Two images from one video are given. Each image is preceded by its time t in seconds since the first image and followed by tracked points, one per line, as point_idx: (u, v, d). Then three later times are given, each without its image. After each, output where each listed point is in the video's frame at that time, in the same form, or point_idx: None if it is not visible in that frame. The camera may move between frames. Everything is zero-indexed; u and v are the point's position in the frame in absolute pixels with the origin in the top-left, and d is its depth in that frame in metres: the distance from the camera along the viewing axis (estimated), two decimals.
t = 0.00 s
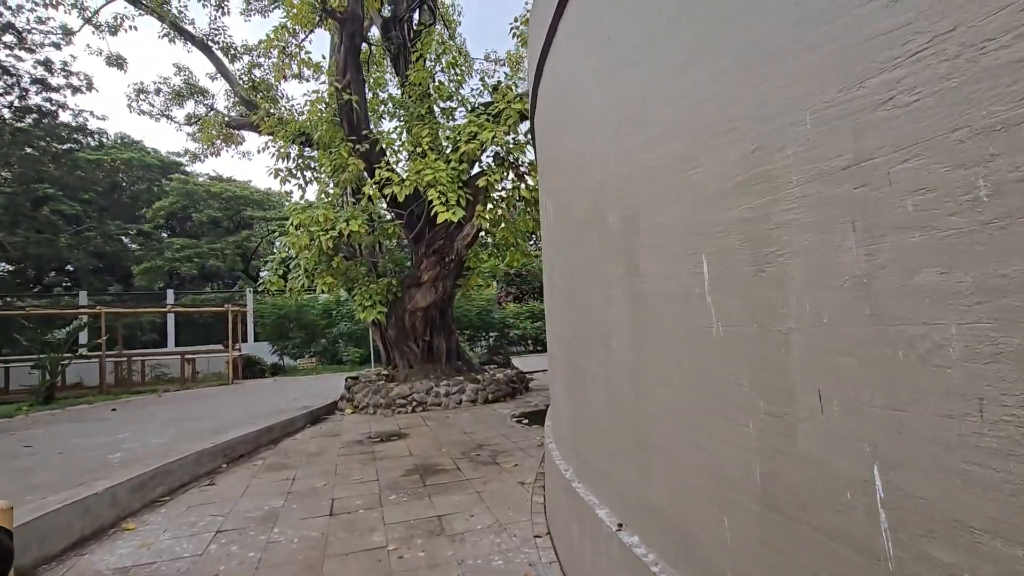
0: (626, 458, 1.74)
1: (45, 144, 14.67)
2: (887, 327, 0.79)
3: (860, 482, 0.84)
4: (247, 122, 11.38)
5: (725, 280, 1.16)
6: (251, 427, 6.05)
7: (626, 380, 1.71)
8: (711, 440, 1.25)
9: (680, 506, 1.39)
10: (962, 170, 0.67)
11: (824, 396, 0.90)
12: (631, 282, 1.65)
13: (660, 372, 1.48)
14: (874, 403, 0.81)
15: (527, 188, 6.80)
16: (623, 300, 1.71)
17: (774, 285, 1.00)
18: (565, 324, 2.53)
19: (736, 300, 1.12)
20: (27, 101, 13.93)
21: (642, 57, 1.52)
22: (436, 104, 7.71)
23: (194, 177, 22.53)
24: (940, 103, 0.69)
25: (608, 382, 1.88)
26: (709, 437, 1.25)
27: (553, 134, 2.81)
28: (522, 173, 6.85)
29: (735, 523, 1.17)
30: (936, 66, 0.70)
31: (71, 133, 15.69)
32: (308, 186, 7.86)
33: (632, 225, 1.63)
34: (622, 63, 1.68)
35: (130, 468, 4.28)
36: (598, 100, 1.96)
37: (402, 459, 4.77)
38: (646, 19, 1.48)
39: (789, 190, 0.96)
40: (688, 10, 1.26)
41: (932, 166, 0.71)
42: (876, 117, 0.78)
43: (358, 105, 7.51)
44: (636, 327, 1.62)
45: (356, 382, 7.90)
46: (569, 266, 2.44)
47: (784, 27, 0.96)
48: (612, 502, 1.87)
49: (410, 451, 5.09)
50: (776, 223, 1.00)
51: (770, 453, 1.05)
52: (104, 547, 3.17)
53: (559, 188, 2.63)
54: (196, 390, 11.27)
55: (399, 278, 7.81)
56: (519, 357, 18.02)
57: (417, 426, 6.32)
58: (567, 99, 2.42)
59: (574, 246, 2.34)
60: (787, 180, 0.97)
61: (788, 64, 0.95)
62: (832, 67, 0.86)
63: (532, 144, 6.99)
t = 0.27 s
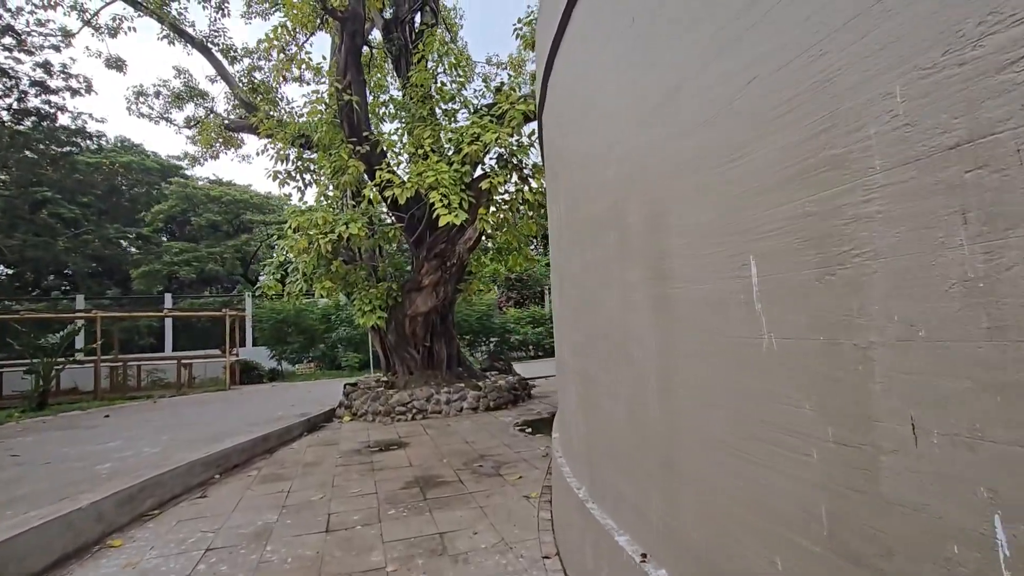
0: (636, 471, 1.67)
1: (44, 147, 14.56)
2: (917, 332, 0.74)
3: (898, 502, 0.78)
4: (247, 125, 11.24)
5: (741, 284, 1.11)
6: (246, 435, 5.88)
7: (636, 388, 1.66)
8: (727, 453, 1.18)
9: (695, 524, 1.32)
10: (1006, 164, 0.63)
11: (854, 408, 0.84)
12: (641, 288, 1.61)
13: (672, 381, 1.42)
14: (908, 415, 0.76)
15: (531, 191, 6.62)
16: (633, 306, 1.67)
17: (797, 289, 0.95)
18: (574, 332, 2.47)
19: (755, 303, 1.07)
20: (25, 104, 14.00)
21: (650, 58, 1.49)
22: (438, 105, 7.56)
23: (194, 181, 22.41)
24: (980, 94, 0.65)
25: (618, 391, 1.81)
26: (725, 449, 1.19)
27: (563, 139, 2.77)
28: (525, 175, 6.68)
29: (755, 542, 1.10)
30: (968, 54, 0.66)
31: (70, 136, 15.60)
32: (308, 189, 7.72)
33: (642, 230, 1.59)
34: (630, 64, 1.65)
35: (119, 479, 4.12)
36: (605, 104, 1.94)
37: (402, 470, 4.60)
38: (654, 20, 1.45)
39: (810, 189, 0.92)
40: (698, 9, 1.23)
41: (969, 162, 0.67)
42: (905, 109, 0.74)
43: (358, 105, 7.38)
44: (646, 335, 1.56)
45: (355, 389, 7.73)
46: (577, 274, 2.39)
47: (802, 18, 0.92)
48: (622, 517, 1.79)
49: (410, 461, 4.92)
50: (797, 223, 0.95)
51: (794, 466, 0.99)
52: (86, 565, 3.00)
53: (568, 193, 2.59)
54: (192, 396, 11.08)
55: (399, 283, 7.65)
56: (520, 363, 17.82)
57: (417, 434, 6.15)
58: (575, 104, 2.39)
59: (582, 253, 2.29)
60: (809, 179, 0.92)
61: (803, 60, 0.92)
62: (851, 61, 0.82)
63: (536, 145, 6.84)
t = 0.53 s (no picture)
0: (642, 481, 1.61)
1: (41, 149, 14.44)
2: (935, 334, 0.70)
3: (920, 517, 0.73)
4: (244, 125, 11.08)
5: (748, 285, 1.07)
6: (240, 442, 5.69)
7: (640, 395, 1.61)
8: (733, 463, 1.14)
9: (703, 538, 1.26)
10: None
11: (868, 415, 0.80)
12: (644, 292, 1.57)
13: (677, 387, 1.37)
14: (926, 423, 0.71)
15: (533, 191, 6.44)
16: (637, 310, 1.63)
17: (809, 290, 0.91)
18: (579, 337, 2.43)
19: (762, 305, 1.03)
20: (22, 106, 13.87)
21: (653, 56, 1.47)
22: (437, 104, 7.41)
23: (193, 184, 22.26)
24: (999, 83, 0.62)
25: (622, 398, 1.76)
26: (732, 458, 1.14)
27: (567, 141, 2.74)
28: (527, 174, 6.50)
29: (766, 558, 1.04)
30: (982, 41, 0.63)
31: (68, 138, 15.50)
32: (305, 189, 7.56)
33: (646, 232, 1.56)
34: (632, 63, 1.62)
35: (104, 489, 3.93)
36: (609, 104, 1.91)
37: (400, 479, 4.41)
38: (655, 19, 1.43)
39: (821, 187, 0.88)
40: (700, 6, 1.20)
41: (988, 154, 0.63)
42: (916, 101, 0.71)
43: (357, 104, 7.23)
44: (649, 339, 1.52)
45: (353, 394, 7.55)
46: (582, 278, 2.35)
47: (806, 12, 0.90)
48: (627, 529, 1.73)
49: (408, 470, 4.73)
50: (807, 221, 0.92)
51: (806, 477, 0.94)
52: None
53: (573, 196, 2.56)
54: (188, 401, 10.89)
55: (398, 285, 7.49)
56: (520, 367, 17.60)
57: (416, 441, 5.96)
58: (578, 105, 2.36)
59: (586, 256, 2.26)
60: (818, 175, 0.89)
61: (810, 54, 0.89)
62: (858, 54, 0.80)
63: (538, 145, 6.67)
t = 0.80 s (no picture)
0: (639, 491, 1.58)
1: (35, 152, 14.26)
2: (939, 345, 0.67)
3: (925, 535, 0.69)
4: (241, 127, 10.86)
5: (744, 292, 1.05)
6: (231, 453, 5.50)
7: (637, 402, 1.58)
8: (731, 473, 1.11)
9: (700, 551, 1.23)
10: None
11: (869, 427, 0.77)
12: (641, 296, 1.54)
13: (674, 395, 1.34)
14: (929, 436, 0.68)
15: (534, 192, 6.25)
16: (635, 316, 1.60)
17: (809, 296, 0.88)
18: (581, 342, 2.39)
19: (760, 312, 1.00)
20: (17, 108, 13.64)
21: (662, 46, 1.36)
22: (436, 104, 7.23)
23: (191, 187, 22.07)
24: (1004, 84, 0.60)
25: (620, 406, 1.72)
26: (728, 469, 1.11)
27: (569, 143, 2.69)
28: (528, 176, 6.31)
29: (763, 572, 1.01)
30: (985, 39, 0.61)
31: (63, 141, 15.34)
32: (300, 191, 7.37)
33: (643, 236, 1.53)
34: (632, 64, 1.59)
35: (85, 506, 3.74)
36: (608, 107, 1.88)
37: (396, 494, 4.22)
38: (653, 19, 1.40)
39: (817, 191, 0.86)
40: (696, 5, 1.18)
41: (993, 157, 0.61)
42: (917, 103, 0.69)
43: (354, 103, 7.05)
44: (662, 351, 1.40)
45: (348, 401, 7.35)
46: (583, 282, 2.32)
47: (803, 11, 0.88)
48: (625, 538, 1.70)
49: (405, 483, 4.54)
50: (804, 225, 0.89)
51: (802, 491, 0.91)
52: None
53: (575, 198, 2.52)
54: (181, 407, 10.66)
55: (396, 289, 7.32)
56: (520, 372, 17.38)
57: (414, 452, 5.76)
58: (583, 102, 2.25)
59: (587, 261, 2.23)
60: (815, 179, 0.87)
61: (807, 55, 0.87)
62: (855, 54, 0.77)
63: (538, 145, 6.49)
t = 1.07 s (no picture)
0: (638, 490, 1.57)
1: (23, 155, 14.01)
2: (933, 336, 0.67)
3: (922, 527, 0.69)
4: (233, 129, 10.64)
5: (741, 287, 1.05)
6: (220, 464, 5.28)
7: (636, 400, 1.58)
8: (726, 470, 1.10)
9: (722, 568, 1.13)
10: None
11: (864, 417, 0.77)
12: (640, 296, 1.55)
13: (672, 393, 1.33)
14: (927, 426, 0.68)
15: (533, 194, 6.08)
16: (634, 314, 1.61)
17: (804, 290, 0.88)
18: (584, 342, 2.39)
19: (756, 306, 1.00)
20: (5, 110, 13.67)
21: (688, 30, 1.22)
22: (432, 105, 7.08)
23: (184, 191, 21.80)
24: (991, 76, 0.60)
25: (621, 406, 1.72)
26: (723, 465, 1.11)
27: (574, 143, 2.67)
28: (527, 176, 6.13)
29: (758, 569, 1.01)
30: (973, 30, 0.61)
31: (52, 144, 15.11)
32: (293, 193, 7.17)
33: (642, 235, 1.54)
34: (634, 63, 1.60)
35: (61, 523, 3.52)
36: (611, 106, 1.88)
37: (391, 507, 4.03)
38: (653, 16, 1.41)
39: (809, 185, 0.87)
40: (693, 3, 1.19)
41: None
42: (981, 63, 0.61)
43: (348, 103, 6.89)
44: (692, 360, 1.23)
45: (342, 408, 7.15)
46: (585, 282, 2.31)
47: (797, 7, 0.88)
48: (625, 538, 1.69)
49: (401, 495, 4.34)
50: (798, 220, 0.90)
51: (796, 484, 0.91)
52: None
53: (579, 199, 2.52)
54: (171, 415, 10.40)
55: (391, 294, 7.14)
56: (517, 377, 17.16)
57: (411, 462, 5.56)
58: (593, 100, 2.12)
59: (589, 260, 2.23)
60: (904, 149, 0.71)
61: (799, 52, 0.88)
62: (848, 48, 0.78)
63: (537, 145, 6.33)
